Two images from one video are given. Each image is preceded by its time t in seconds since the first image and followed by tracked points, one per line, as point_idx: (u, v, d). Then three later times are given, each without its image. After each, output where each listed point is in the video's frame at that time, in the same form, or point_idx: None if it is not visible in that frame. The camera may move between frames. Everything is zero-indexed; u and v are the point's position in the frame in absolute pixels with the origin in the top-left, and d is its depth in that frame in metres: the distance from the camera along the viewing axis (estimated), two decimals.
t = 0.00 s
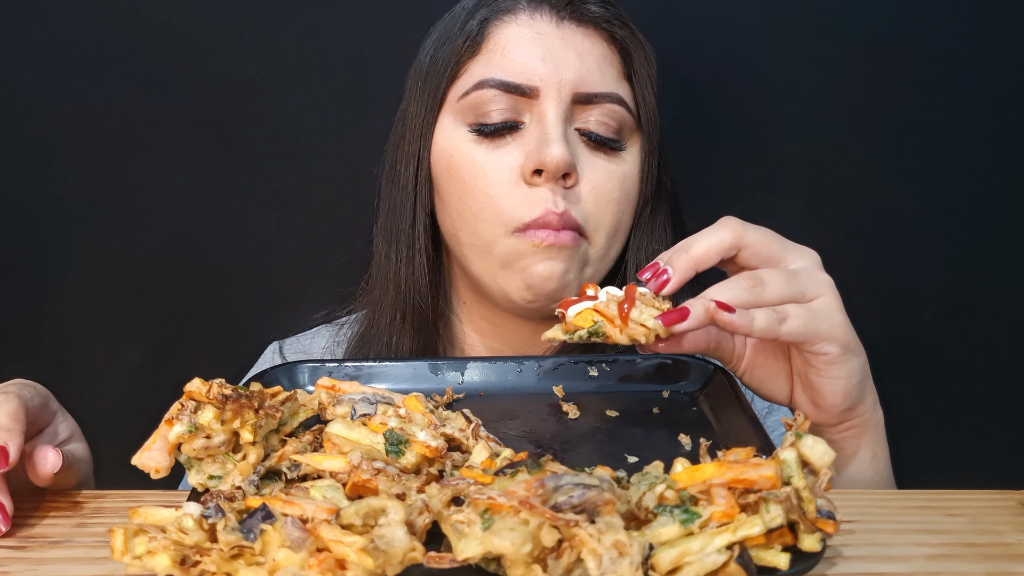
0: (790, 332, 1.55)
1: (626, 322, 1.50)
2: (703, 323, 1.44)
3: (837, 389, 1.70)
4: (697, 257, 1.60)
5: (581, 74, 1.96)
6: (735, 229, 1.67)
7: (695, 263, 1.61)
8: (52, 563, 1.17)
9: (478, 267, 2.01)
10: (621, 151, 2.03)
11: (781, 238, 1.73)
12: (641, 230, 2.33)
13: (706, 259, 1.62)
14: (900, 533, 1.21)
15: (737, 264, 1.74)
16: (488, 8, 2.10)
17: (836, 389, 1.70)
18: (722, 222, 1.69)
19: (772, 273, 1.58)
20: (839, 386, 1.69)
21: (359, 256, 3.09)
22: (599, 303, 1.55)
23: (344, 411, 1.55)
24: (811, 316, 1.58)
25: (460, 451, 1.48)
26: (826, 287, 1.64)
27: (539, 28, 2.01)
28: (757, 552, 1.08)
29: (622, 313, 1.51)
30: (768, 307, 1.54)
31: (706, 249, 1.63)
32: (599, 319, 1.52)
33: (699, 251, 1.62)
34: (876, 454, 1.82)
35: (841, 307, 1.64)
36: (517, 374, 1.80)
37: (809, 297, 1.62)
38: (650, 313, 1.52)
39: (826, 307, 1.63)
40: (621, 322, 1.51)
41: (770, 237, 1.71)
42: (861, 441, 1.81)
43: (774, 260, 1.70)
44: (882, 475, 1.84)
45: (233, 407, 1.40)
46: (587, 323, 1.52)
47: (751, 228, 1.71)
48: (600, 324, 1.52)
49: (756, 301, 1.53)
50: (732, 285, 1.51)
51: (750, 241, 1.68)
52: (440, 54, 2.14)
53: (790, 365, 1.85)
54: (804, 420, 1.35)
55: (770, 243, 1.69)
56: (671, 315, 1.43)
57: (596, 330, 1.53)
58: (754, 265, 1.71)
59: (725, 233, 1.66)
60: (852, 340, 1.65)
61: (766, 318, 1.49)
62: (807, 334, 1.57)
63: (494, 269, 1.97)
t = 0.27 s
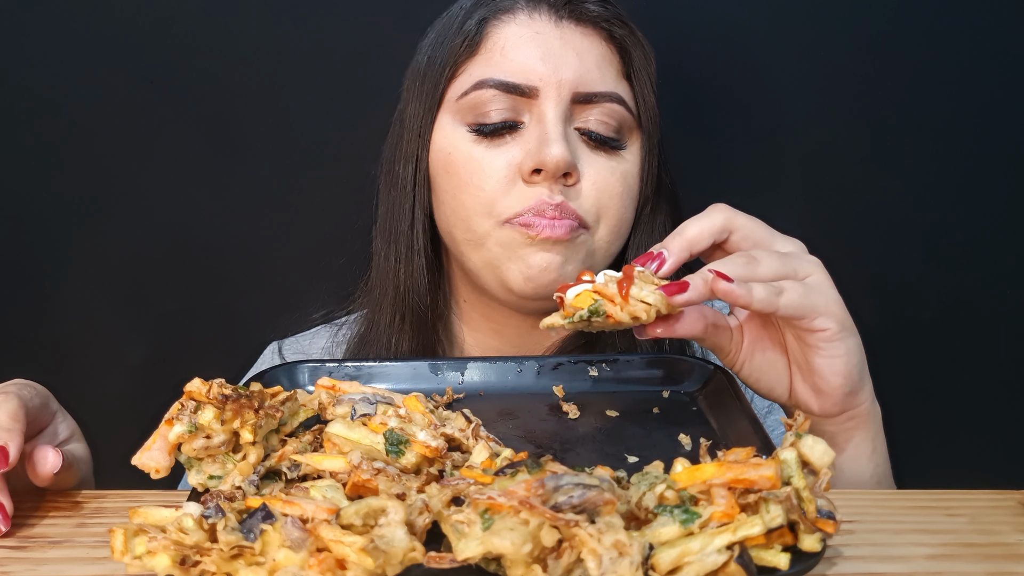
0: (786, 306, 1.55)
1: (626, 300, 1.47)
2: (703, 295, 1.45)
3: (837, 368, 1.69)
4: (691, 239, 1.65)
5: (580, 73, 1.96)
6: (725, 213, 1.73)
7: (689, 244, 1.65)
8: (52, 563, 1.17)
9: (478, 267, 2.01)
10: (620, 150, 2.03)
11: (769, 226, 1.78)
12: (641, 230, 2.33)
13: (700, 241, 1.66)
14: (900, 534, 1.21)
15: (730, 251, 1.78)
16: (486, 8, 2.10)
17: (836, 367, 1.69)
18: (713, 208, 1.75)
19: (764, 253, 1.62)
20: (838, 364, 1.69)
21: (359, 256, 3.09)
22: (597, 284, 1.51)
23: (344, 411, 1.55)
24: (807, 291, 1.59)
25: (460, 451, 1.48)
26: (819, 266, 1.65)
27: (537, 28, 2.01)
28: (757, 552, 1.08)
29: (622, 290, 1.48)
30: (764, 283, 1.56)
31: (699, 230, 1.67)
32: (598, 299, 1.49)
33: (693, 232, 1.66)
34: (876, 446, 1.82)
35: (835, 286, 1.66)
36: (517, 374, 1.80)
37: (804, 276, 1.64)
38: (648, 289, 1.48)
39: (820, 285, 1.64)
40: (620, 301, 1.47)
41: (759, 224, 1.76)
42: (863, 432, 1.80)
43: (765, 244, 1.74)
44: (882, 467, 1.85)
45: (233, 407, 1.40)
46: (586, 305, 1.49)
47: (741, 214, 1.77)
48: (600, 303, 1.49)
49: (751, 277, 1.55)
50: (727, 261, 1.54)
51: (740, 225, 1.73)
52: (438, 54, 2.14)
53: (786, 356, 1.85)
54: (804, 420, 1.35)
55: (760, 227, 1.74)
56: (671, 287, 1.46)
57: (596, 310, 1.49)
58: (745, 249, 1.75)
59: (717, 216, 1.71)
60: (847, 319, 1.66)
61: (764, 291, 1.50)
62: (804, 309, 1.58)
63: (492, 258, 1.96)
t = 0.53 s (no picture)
0: (773, 315, 1.55)
1: (610, 301, 1.52)
2: (685, 306, 1.45)
3: (829, 373, 1.70)
4: (688, 240, 1.62)
5: (578, 73, 1.96)
6: (726, 215, 1.70)
7: (686, 246, 1.62)
8: (52, 563, 1.17)
9: (477, 267, 2.01)
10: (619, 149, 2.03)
11: (771, 228, 1.75)
12: (640, 229, 2.33)
13: (697, 243, 1.64)
14: (900, 534, 1.21)
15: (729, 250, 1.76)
16: (483, 8, 2.10)
17: (828, 373, 1.70)
18: (715, 208, 1.71)
19: (754, 260, 1.61)
20: (831, 370, 1.69)
21: (359, 256, 3.09)
22: (588, 279, 1.56)
23: (344, 411, 1.55)
24: (796, 299, 1.59)
25: (460, 451, 1.48)
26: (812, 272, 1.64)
27: (535, 28, 2.01)
28: (757, 552, 1.08)
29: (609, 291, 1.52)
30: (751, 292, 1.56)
31: (697, 232, 1.64)
32: (585, 295, 1.54)
33: (690, 234, 1.63)
34: (874, 449, 1.82)
35: (828, 292, 1.65)
36: (517, 374, 1.80)
37: (796, 283, 1.63)
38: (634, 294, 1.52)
39: (813, 290, 1.63)
40: (606, 301, 1.52)
41: (760, 226, 1.73)
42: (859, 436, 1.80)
43: (763, 248, 1.72)
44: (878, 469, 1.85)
45: (233, 407, 1.40)
46: (573, 298, 1.55)
47: (743, 216, 1.74)
48: (586, 299, 1.54)
49: (738, 287, 1.55)
50: (715, 271, 1.54)
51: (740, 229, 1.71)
52: (436, 55, 2.14)
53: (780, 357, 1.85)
54: (804, 420, 1.35)
55: (760, 230, 1.72)
56: (652, 296, 1.47)
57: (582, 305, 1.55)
58: (744, 252, 1.74)
59: (717, 219, 1.68)
60: (841, 324, 1.65)
61: (748, 302, 1.50)
62: (793, 316, 1.58)
63: (491, 257, 1.95)
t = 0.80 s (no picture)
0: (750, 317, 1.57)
1: (590, 288, 1.59)
2: (656, 301, 1.49)
3: (812, 378, 1.71)
4: (679, 232, 1.62)
5: (580, 73, 1.96)
6: (721, 209, 1.69)
7: (678, 238, 1.62)
8: (52, 563, 1.17)
9: (479, 269, 2.01)
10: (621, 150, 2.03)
11: (768, 226, 1.72)
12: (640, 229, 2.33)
13: (689, 235, 1.64)
14: (900, 534, 1.21)
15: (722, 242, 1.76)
16: (484, 9, 2.10)
17: (811, 378, 1.71)
18: (710, 201, 1.70)
19: (739, 259, 1.61)
20: (813, 375, 1.70)
21: (359, 256, 3.09)
22: (577, 262, 1.66)
23: (344, 411, 1.55)
24: (776, 304, 1.59)
25: (460, 451, 1.48)
26: (798, 275, 1.63)
27: (536, 28, 2.01)
28: (757, 552, 1.08)
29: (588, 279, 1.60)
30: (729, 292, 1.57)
31: (690, 224, 1.64)
32: (571, 277, 1.66)
33: (682, 226, 1.63)
34: (868, 452, 1.79)
35: (813, 296, 1.64)
36: (517, 374, 1.80)
37: (780, 285, 1.63)
38: (611, 286, 1.57)
39: (796, 294, 1.63)
40: (585, 286, 1.61)
41: (757, 222, 1.71)
42: (853, 438, 1.78)
43: (757, 244, 1.71)
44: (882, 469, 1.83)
45: (233, 407, 1.40)
46: (562, 277, 1.68)
47: (740, 210, 1.71)
48: (573, 281, 1.65)
49: (717, 286, 1.57)
50: (692, 269, 1.56)
51: (734, 223, 1.69)
52: (437, 56, 2.14)
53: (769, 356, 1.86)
54: (804, 420, 1.35)
55: (756, 227, 1.70)
56: (625, 291, 1.50)
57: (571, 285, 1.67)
58: (737, 246, 1.73)
59: (710, 212, 1.67)
60: (826, 328, 1.65)
61: (721, 301, 1.51)
62: (771, 320, 1.59)
63: (495, 261, 1.96)
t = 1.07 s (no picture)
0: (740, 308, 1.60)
1: (577, 291, 1.63)
2: (648, 303, 1.54)
3: (795, 364, 1.75)
4: (657, 221, 1.60)
5: (578, 75, 1.96)
6: (700, 199, 1.65)
7: (655, 227, 1.60)
8: (52, 563, 1.17)
9: (478, 272, 2.01)
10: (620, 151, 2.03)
11: (748, 213, 1.70)
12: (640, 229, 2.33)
13: (667, 224, 1.61)
14: (900, 534, 1.21)
15: (703, 232, 1.73)
16: (482, 10, 2.09)
17: (793, 363, 1.74)
18: (690, 192, 1.67)
19: (727, 246, 1.61)
20: (796, 360, 1.74)
21: (359, 256, 3.09)
22: (560, 266, 1.65)
23: (344, 411, 1.55)
24: (764, 292, 1.61)
25: (460, 451, 1.48)
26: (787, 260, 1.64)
27: (534, 29, 2.01)
28: (757, 552, 1.08)
29: (574, 281, 1.63)
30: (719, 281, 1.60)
31: (668, 214, 1.61)
32: (557, 282, 1.66)
33: (660, 216, 1.60)
34: (845, 440, 1.82)
35: (802, 282, 1.66)
36: (517, 373, 1.80)
37: (768, 272, 1.64)
38: (599, 288, 1.60)
39: (785, 278, 1.64)
40: (573, 290, 1.63)
41: (737, 211, 1.68)
42: (831, 425, 1.82)
43: (739, 233, 1.68)
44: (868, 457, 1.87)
45: (233, 407, 1.40)
46: (546, 282, 1.67)
47: (719, 199, 1.68)
48: (558, 286, 1.66)
49: (707, 275, 1.58)
50: (681, 262, 1.57)
51: (712, 214, 1.66)
52: (435, 58, 2.14)
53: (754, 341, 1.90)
54: (804, 420, 1.35)
55: (735, 216, 1.67)
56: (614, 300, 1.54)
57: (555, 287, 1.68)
58: (717, 237, 1.70)
59: (689, 203, 1.64)
60: (811, 314, 1.68)
61: (712, 302, 1.59)
62: (760, 308, 1.62)
63: (492, 268, 1.97)
